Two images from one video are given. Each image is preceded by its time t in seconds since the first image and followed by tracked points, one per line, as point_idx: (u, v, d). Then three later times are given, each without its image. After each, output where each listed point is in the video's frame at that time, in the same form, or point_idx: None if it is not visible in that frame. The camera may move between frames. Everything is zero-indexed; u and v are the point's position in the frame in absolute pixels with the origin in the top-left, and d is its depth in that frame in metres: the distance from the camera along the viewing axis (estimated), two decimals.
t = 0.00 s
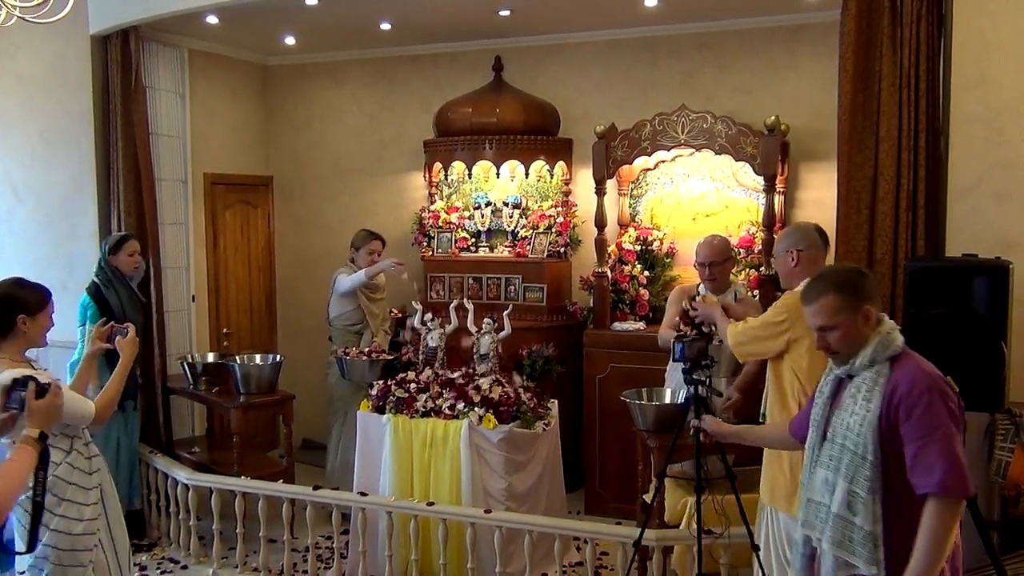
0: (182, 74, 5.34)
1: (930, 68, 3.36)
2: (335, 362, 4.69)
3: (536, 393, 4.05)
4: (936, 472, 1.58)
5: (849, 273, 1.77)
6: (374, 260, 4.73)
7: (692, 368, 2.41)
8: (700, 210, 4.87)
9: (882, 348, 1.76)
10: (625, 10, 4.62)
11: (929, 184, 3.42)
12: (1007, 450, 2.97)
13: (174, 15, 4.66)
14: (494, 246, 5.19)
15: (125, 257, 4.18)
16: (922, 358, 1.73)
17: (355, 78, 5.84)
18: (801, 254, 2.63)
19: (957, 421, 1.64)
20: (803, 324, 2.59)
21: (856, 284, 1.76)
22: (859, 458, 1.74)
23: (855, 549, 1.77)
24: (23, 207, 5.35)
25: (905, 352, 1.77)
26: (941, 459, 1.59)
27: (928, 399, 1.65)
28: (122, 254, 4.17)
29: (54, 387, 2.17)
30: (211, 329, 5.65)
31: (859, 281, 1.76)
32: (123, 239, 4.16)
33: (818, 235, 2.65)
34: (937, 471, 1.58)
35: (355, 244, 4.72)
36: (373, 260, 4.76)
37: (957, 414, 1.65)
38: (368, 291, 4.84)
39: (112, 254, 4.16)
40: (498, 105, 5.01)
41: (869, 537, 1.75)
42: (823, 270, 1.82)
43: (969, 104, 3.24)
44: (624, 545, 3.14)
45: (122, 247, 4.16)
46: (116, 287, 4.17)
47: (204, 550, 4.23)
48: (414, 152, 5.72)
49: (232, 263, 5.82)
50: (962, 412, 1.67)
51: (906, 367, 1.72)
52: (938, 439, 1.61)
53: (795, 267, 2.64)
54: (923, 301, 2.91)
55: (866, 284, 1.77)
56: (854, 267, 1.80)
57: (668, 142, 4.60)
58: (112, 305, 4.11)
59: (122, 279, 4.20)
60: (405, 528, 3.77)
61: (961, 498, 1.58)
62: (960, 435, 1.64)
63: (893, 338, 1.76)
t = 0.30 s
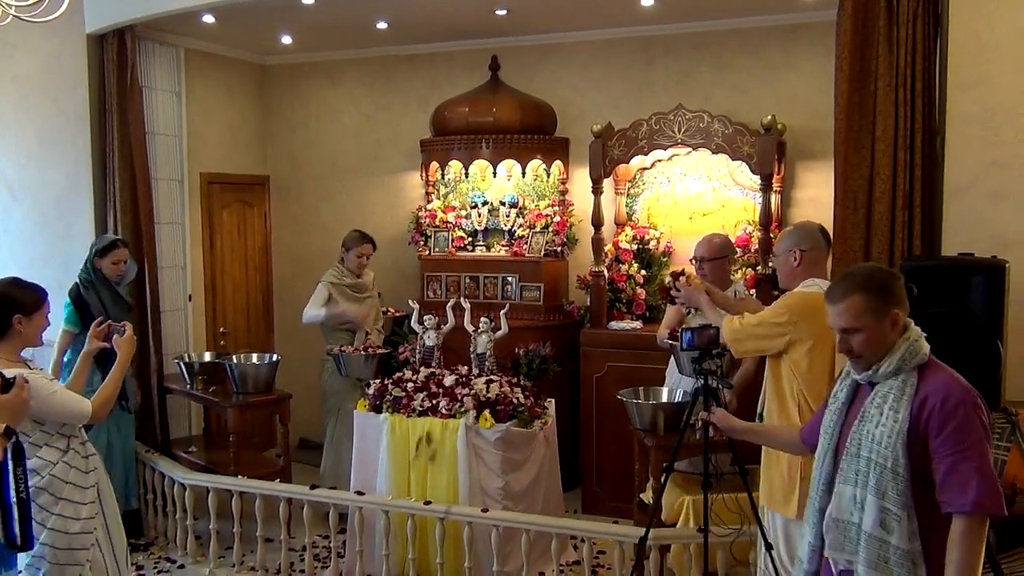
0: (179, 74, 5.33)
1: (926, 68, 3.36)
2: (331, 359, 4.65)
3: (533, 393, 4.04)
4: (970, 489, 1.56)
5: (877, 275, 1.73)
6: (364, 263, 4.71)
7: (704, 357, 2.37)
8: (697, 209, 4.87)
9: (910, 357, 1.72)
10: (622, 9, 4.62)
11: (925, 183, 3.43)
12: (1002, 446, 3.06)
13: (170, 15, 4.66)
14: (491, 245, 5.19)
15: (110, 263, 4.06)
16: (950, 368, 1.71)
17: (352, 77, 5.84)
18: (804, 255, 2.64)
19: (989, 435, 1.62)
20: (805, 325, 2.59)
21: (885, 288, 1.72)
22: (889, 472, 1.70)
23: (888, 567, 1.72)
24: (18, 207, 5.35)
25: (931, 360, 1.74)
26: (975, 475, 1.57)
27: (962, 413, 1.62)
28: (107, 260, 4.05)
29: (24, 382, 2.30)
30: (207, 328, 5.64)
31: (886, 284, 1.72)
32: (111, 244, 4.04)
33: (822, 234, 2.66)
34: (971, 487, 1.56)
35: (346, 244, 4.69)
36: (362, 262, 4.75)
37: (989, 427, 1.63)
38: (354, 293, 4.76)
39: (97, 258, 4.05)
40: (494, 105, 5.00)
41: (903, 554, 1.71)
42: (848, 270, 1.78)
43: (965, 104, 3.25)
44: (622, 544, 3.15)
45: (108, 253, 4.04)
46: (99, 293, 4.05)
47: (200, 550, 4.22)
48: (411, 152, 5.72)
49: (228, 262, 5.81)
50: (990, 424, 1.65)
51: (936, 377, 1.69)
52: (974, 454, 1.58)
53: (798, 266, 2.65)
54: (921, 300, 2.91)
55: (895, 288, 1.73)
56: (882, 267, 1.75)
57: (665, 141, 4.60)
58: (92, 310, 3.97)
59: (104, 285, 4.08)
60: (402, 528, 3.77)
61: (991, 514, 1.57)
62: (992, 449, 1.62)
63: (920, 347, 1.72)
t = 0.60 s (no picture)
0: (178, 73, 5.33)
1: (926, 68, 3.36)
2: (326, 357, 4.62)
3: (533, 392, 4.04)
4: (953, 513, 1.53)
5: (862, 281, 1.69)
6: (356, 262, 4.67)
7: (700, 355, 2.34)
8: (697, 208, 4.87)
9: (893, 368, 1.67)
10: (622, 9, 4.62)
11: (924, 182, 3.43)
12: (1002, 447, 3.07)
13: (170, 14, 4.65)
14: (491, 244, 5.18)
15: (96, 261, 3.83)
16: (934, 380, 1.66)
17: (352, 76, 5.83)
18: (791, 263, 2.48)
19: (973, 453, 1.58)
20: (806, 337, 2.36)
21: (866, 295, 1.68)
22: (870, 489, 1.66)
23: None
24: (18, 206, 5.35)
25: (915, 371, 1.69)
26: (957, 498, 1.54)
27: (946, 431, 1.57)
28: (92, 257, 3.81)
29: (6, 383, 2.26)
30: (207, 327, 5.64)
31: (867, 292, 1.68)
32: (96, 240, 3.82)
33: (808, 243, 2.52)
34: (953, 511, 1.53)
35: (338, 244, 4.67)
36: (355, 262, 4.71)
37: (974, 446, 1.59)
38: (344, 293, 4.75)
39: (82, 257, 3.81)
40: (494, 104, 5.00)
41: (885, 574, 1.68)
42: (840, 271, 1.75)
43: (965, 103, 3.25)
44: (621, 543, 3.15)
45: (94, 250, 3.81)
46: (85, 294, 3.81)
47: (200, 548, 4.22)
48: (411, 151, 5.71)
49: (227, 261, 5.81)
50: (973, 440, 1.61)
51: (919, 393, 1.64)
52: (957, 476, 1.54)
53: (785, 275, 2.49)
54: (921, 299, 2.90)
55: (879, 299, 1.68)
56: (871, 274, 1.72)
57: (665, 141, 4.60)
58: (75, 319, 3.76)
59: (91, 285, 3.84)
60: (401, 527, 3.77)
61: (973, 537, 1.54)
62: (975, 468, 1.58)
63: (904, 358, 1.67)
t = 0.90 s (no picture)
0: (175, 71, 5.33)
1: (923, 66, 3.36)
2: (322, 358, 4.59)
3: (530, 390, 4.03)
4: (877, 520, 1.58)
5: (815, 275, 1.75)
6: (351, 260, 4.70)
7: (688, 354, 2.33)
8: (695, 207, 4.87)
9: (838, 369, 1.71)
10: (619, 7, 4.61)
11: (922, 181, 3.43)
12: (998, 446, 3.11)
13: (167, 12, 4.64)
14: (488, 243, 5.17)
15: (93, 258, 3.83)
16: (880, 383, 1.69)
17: (349, 75, 5.83)
18: (744, 292, 2.64)
19: (909, 460, 1.62)
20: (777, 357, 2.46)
21: (813, 292, 1.73)
22: (804, 491, 1.71)
23: None
24: (15, 205, 5.34)
25: (864, 372, 1.72)
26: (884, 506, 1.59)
27: (882, 438, 1.62)
28: (88, 255, 3.81)
29: None
30: (204, 326, 5.64)
31: (815, 288, 1.73)
32: (93, 237, 3.82)
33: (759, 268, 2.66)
34: (878, 517, 1.58)
35: (332, 242, 4.69)
36: (350, 260, 4.73)
37: (912, 452, 1.63)
38: (340, 292, 4.75)
39: (78, 254, 3.79)
40: (491, 102, 4.99)
41: None
42: (804, 265, 1.81)
43: (962, 101, 3.25)
44: (617, 541, 3.15)
45: (90, 247, 3.81)
46: (79, 292, 3.79)
47: (198, 547, 4.23)
48: (408, 149, 5.71)
49: (225, 260, 5.81)
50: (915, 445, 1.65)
51: (860, 397, 1.68)
52: (885, 483, 1.59)
53: (738, 303, 2.63)
54: (916, 299, 2.86)
55: (829, 298, 1.73)
56: (831, 272, 1.76)
57: (662, 139, 4.60)
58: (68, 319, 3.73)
59: (86, 283, 3.82)
60: (399, 526, 3.77)
61: (899, 545, 1.59)
62: (910, 476, 1.62)
63: (850, 359, 1.71)
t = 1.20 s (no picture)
0: (173, 70, 5.32)
1: (920, 64, 3.36)
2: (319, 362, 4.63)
3: (527, 389, 4.03)
4: (815, 521, 1.61)
5: (782, 269, 1.74)
6: (352, 257, 4.69)
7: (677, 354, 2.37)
8: (692, 206, 4.87)
9: (798, 367, 1.71)
10: (617, 6, 4.61)
11: (919, 180, 3.43)
12: (995, 444, 3.09)
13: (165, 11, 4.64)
14: (485, 242, 5.16)
15: (102, 256, 3.78)
16: (839, 383, 1.68)
17: (347, 74, 5.83)
18: (759, 244, 2.71)
19: (857, 462, 1.62)
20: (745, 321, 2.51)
21: (778, 288, 1.72)
22: (755, 488, 1.75)
23: None
24: (12, 204, 5.33)
25: (828, 370, 1.71)
26: (823, 507, 1.61)
27: (828, 440, 1.63)
28: (98, 252, 3.76)
29: None
30: (202, 325, 5.63)
31: (780, 284, 1.72)
32: (101, 235, 3.77)
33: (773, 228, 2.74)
34: (816, 519, 1.61)
35: (332, 240, 4.69)
36: (350, 258, 4.72)
37: (862, 455, 1.63)
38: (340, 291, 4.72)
39: (87, 252, 3.74)
40: (489, 102, 5.00)
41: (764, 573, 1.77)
42: (779, 258, 1.79)
43: (959, 100, 3.25)
44: (614, 540, 3.15)
45: (99, 245, 3.76)
46: (87, 290, 3.73)
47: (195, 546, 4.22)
48: (406, 148, 5.71)
49: (222, 260, 5.81)
50: (867, 447, 1.64)
51: (816, 397, 1.68)
52: (825, 486, 1.61)
53: (752, 255, 2.71)
54: (913, 297, 2.84)
55: (794, 294, 1.71)
56: (803, 266, 1.73)
57: (659, 138, 4.60)
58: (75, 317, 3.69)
59: (95, 281, 3.76)
60: (396, 525, 3.77)
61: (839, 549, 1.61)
62: (858, 479, 1.63)
63: (810, 358, 1.71)
